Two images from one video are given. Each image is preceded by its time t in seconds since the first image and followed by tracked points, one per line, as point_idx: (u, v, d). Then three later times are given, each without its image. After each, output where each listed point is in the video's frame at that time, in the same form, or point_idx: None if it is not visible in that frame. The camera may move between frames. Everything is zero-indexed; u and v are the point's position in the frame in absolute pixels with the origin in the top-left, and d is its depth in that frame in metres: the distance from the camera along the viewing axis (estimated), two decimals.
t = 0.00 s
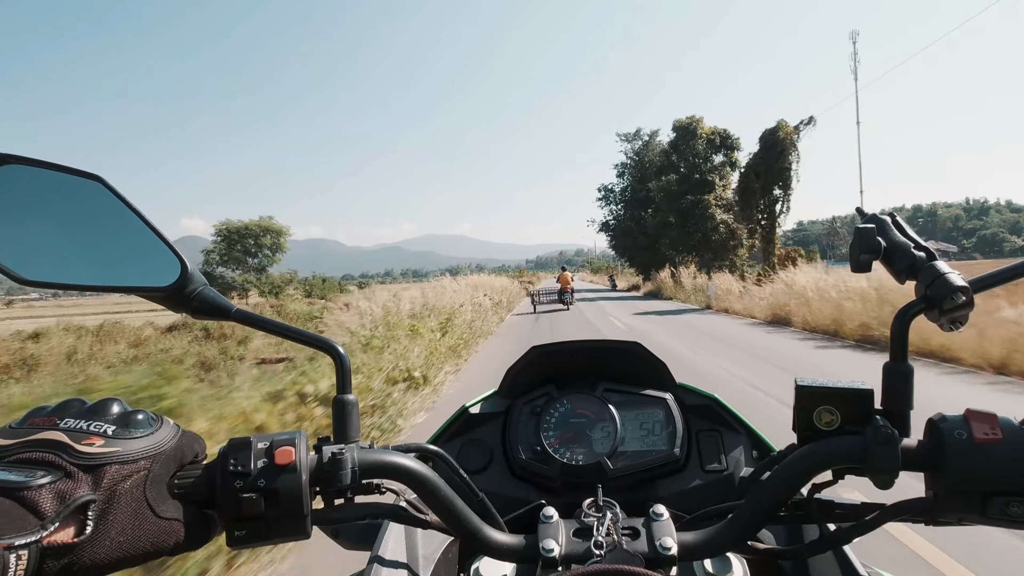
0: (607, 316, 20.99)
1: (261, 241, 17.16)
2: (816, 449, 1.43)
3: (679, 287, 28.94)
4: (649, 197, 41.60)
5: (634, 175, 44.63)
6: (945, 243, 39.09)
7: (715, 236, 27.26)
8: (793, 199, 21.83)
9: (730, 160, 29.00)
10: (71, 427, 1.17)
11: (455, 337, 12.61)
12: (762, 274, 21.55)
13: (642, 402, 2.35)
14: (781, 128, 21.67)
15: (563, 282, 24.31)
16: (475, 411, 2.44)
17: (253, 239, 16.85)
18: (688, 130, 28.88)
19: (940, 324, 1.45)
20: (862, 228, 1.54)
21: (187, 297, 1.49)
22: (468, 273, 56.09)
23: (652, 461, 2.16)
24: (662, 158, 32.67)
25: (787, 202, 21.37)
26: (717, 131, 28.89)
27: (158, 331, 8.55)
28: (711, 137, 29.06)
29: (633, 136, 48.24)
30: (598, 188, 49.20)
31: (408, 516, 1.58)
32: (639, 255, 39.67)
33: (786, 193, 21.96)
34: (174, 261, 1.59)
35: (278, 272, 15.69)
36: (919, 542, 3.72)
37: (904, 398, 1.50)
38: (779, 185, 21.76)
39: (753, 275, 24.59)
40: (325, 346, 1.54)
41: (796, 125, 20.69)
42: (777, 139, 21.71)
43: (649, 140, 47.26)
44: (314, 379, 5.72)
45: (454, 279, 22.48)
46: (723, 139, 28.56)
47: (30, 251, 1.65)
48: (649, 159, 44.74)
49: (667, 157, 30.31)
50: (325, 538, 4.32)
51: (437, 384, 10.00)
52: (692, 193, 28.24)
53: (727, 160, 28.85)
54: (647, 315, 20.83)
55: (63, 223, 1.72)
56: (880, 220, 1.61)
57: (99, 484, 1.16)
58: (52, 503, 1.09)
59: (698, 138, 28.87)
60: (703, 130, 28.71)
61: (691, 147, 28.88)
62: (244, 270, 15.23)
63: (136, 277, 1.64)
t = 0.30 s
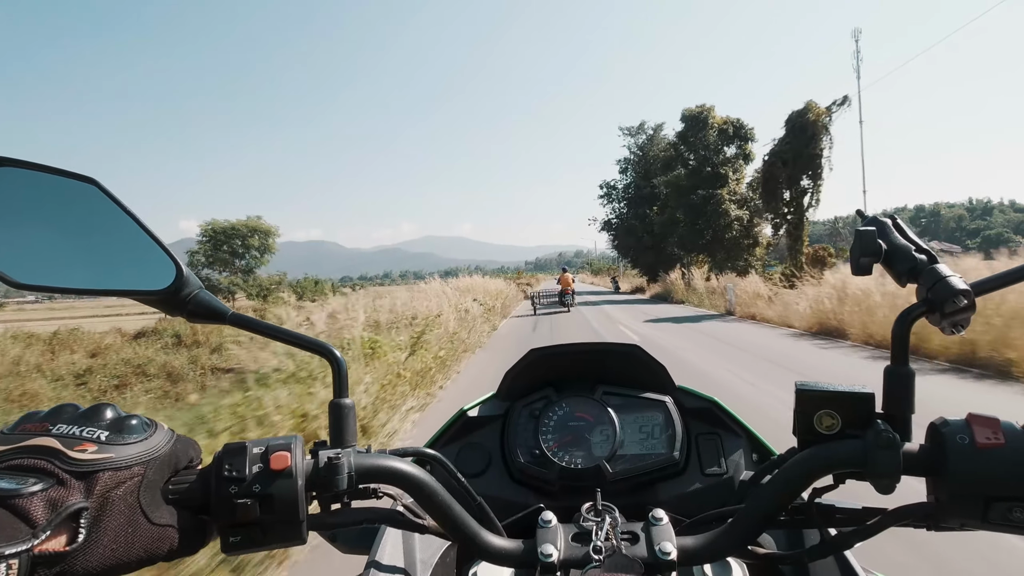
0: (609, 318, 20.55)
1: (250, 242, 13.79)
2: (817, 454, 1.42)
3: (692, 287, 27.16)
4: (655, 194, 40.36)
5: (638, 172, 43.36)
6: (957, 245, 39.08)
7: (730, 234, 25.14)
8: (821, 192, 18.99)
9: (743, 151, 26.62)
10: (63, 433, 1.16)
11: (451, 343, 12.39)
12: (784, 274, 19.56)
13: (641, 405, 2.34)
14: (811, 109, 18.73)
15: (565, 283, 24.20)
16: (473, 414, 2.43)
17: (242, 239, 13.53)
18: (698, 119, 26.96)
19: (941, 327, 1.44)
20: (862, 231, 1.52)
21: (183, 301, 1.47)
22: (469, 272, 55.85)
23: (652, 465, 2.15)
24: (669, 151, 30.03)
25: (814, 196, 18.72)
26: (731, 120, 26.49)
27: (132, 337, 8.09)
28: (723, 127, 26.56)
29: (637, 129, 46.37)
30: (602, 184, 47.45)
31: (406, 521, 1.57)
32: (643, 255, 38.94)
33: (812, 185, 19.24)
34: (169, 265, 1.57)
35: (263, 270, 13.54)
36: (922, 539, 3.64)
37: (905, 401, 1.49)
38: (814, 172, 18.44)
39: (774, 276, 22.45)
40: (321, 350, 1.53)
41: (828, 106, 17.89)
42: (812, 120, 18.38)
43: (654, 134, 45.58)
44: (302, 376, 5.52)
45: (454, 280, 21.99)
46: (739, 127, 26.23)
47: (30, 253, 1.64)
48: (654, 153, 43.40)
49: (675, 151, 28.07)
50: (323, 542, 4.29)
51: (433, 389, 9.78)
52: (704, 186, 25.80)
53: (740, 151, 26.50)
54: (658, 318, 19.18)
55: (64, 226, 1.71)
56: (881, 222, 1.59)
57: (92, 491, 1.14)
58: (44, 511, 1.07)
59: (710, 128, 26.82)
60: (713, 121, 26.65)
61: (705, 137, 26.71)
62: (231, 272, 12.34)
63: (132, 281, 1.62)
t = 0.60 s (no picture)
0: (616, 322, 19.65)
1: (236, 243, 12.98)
2: (816, 456, 1.42)
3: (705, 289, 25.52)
4: (660, 190, 39.06)
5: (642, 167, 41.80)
6: (962, 245, 38.72)
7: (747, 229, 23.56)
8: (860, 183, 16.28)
9: (759, 143, 25.47)
10: (65, 434, 1.16)
11: (446, 345, 12.02)
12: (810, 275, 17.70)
13: (640, 406, 2.34)
14: (848, 84, 16.25)
15: (566, 285, 24.14)
16: (473, 416, 2.43)
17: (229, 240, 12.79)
18: (711, 106, 25.91)
19: (940, 328, 1.44)
20: (861, 232, 1.53)
21: (182, 303, 1.48)
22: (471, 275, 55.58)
23: (651, 466, 2.15)
24: (681, 141, 28.12)
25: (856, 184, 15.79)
26: (745, 109, 25.59)
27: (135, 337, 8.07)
28: (738, 115, 25.61)
29: (640, 123, 44.69)
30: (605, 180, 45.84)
31: (406, 523, 1.57)
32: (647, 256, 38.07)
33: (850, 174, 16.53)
34: (170, 267, 1.57)
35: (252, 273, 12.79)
36: (919, 541, 3.64)
37: (903, 402, 1.49)
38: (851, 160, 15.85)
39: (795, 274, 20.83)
40: (321, 351, 1.53)
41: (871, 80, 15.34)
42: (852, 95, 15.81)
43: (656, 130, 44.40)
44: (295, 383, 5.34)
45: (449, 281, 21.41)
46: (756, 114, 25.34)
47: (31, 257, 1.64)
48: (658, 148, 41.98)
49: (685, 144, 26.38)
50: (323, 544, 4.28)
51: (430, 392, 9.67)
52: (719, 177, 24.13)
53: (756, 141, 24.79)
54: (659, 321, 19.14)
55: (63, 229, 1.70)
56: (879, 223, 1.59)
57: (93, 493, 1.15)
58: (46, 512, 1.08)
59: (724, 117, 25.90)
60: (726, 109, 25.72)
61: (717, 126, 25.70)
62: (218, 273, 11.82)
63: (132, 282, 1.62)
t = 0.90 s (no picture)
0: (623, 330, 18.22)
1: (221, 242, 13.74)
2: (818, 458, 1.41)
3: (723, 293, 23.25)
4: (666, 185, 37.13)
5: (646, 160, 39.47)
6: (968, 246, 38.14)
7: (767, 227, 21.48)
8: (906, 169, 13.86)
9: (778, 130, 22.42)
10: (59, 438, 1.15)
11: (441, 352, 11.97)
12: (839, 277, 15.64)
13: (639, 408, 2.33)
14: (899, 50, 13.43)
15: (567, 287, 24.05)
16: (472, 418, 2.42)
17: (213, 239, 13.33)
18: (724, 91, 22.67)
19: (941, 330, 1.43)
20: (861, 234, 1.52)
21: (179, 304, 1.47)
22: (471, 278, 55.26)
23: (651, 468, 2.14)
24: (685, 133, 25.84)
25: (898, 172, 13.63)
26: (763, 93, 22.36)
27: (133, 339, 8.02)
28: (755, 99, 22.35)
29: (645, 114, 41.45)
30: (609, 176, 43.37)
31: (403, 526, 1.56)
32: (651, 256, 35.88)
33: (906, 155, 13.44)
34: (166, 268, 1.56)
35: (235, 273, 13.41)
36: (922, 544, 3.63)
37: (904, 405, 1.48)
38: (894, 144, 13.58)
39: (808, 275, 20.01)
40: (318, 354, 1.52)
41: (931, 41, 12.54)
42: (903, 65, 13.10)
43: (666, 117, 40.15)
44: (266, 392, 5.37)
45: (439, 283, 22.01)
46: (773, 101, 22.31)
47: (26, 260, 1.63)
48: (664, 141, 39.52)
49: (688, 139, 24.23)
50: (321, 547, 4.25)
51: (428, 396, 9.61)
52: (734, 170, 22.04)
53: (773, 129, 22.48)
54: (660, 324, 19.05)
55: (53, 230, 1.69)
56: (880, 225, 1.58)
57: (88, 497, 1.14)
58: (39, 517, 1.07)
59: (740, 102, 22.58)
60: (743, 92, 22.37)
61: (735, 110, 22.44)
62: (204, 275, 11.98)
63: (129, 284, 1.61)
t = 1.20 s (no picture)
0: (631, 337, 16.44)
1: (205, 243, 13.93)
2: (815, 461, 1.41)
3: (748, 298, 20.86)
4: (674, 179, 33.56)
5: (652, 155, 35.80)
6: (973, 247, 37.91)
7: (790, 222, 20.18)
8: (978, 147, 10.56)
9: (801, 114, 21.17)
10: (59, 442, 1.16)
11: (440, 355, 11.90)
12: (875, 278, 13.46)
13: (638, 411, 2.33)
14: None
15: (567, 288, 24.03)
16: (470, 422, 2.43)
17: (197, 239, 13.72)
18: (742, 71, 21.49)
19: (938, 333, 1.44)
20: (858, 237, 1.52)
21: (179, 308, 1.47)
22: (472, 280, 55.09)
23: (649, 471, 2.15)
24: (699, 121, 24.12)
25: (972, 152, 10.18)
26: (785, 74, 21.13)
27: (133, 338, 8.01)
28: (776, 80, 21.22)
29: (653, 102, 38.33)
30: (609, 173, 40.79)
31: (402, 529, 1.56)
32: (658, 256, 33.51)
33: (977, 131, 10.23)
34: (166, 273, 1.57)
35: (220, 274, 13.61)
36: (921, 547, 3.63)
37: (901, 408, 1.49)
38: (962, 117, 10.22)
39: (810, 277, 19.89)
40: (317, 357, 1.52)
41: None
42: (978, 16, 9.92)
43: (673, 106, 36.71)
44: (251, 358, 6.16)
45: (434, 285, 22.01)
46: (797, 81, 20.92)
47: (29, 264, 1.64)
48: (671, 132, 35.91)
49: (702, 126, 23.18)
50: (320, 551, 4.24)
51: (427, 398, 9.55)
52: (752, 159, 20.82)
53: (795, 114, 21.10)
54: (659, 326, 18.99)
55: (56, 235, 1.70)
56: (877, 229, 1.59)
57: (88, 501, 1.14)
58: (39, 521, 1.07)
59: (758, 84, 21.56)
60: (762, 74, 21.33)
61: (753, 93, 21.27)
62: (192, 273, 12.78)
63: (129, 288, 1.62)
